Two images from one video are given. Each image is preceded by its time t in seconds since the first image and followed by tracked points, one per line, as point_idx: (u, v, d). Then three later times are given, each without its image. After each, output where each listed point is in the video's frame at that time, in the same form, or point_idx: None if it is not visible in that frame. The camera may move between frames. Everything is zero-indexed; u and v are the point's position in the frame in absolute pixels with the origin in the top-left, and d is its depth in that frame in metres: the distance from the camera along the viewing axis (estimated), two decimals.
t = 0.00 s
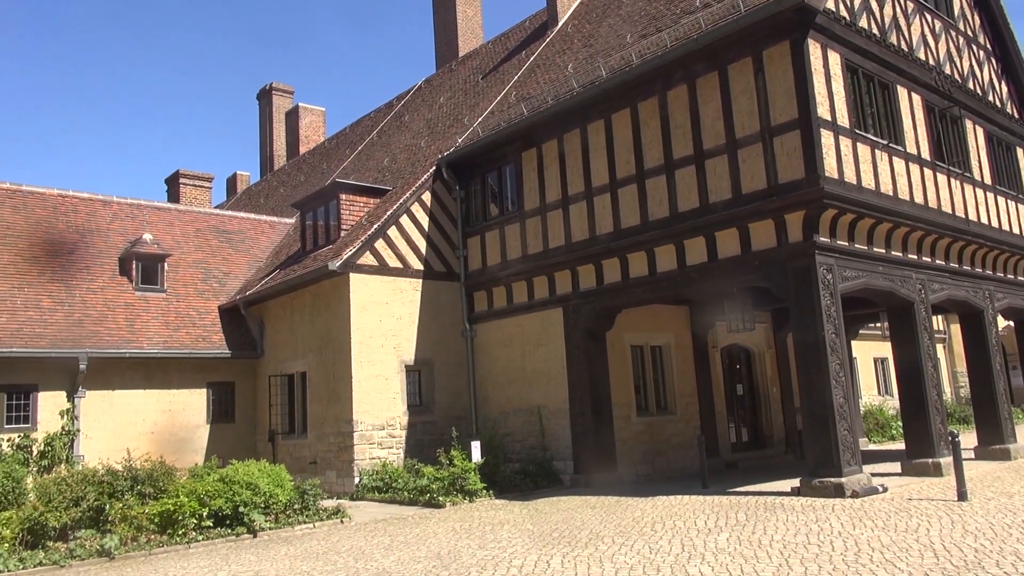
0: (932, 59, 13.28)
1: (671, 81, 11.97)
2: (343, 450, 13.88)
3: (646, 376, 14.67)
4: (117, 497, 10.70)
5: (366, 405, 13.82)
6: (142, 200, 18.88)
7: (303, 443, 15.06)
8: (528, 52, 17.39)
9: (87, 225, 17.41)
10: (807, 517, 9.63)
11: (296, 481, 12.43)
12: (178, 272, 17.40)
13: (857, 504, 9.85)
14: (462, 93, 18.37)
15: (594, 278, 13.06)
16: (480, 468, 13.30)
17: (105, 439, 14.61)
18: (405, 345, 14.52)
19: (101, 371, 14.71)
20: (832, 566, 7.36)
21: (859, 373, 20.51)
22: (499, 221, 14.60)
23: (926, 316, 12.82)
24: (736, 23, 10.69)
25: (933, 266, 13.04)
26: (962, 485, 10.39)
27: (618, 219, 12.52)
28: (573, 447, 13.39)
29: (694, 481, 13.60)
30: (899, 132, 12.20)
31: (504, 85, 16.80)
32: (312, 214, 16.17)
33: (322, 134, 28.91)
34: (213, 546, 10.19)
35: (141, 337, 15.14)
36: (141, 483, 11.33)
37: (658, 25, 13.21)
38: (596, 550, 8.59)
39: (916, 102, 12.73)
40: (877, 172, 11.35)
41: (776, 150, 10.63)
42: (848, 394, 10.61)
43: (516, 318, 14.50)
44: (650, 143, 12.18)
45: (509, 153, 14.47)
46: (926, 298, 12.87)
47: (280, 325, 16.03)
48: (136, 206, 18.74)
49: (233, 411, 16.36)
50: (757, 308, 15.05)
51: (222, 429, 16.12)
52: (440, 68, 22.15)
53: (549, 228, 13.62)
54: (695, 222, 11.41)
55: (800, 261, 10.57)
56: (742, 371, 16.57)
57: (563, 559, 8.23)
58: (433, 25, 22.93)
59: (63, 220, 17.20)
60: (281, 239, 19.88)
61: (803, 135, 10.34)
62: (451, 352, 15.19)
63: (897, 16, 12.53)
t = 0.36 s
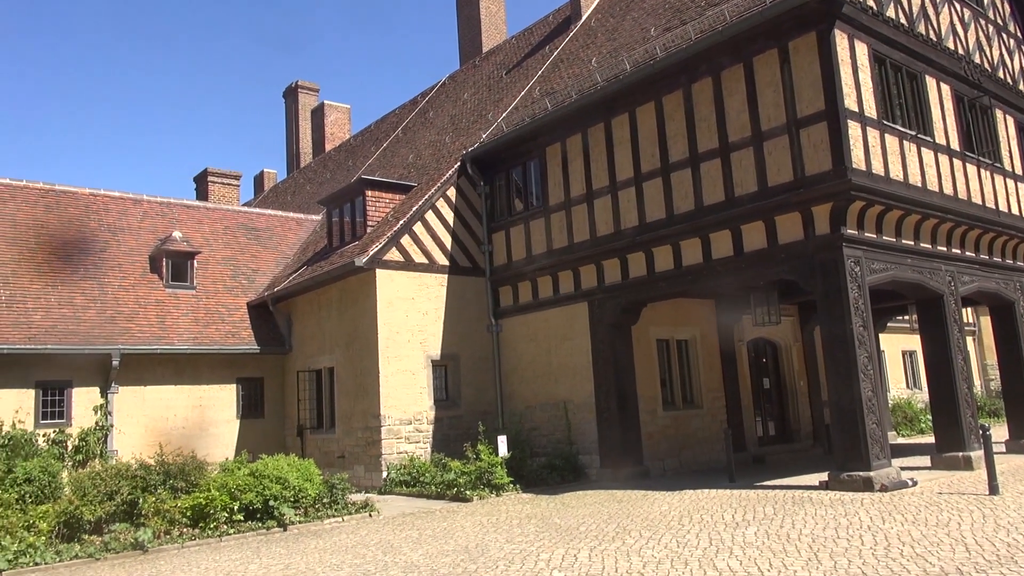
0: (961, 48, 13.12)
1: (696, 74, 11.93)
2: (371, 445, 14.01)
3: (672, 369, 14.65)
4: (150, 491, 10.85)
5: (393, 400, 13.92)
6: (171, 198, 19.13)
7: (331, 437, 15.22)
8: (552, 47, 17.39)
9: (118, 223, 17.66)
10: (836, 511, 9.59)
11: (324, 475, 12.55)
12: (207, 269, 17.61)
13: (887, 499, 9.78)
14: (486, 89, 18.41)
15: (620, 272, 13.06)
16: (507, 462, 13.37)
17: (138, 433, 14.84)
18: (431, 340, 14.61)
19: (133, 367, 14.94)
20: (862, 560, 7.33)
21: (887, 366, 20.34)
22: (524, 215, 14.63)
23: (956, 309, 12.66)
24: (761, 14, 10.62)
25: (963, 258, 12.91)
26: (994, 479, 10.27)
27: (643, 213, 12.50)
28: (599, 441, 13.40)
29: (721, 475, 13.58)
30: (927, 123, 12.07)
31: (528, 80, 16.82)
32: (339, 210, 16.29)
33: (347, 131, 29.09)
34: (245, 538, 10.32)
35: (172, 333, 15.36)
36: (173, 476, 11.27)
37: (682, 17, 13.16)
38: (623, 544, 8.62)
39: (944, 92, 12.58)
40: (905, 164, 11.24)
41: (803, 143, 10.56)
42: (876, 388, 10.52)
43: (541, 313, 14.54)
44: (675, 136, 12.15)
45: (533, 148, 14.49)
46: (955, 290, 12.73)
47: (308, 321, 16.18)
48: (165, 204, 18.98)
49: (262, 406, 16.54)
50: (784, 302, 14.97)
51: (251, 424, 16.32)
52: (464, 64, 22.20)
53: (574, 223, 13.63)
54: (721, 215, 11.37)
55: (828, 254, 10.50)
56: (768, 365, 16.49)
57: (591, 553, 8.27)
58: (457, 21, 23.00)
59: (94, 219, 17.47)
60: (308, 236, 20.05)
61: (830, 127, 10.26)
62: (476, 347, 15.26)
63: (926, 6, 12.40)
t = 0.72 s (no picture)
0: (996, 33, 12.86)
1: (723, 64, 11.84)
2: (402, 438, 14.14)
3: (702, 362, 14.59)
4: (186, 484, 10.89)
5: (423, 394, 14.04)
6: (204, 196, 19.40)
7: (362, 431, 15.38)
8: (578, 40, 17.35)
9: (152, 222, 17.97)
10: (870, 503, 9.49)
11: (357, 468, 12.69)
12: (239, 266, 17.86)
13: (922, 492, 9.66)
14: (512, 83, 18.41)
15: (648, 265, 13.01)
16: (536, 455, 13.42)
17: (174, 428, 15.13)
18: (460, 334, 14.70)
19: (169, 362, 15.22)
20: (897, 553, 7.27)
21: (921, 358, 20.04)
22: (551, 209, 14.63)
23: (992, 299, 12.45)
24: (790, 3, 10.50)
25: (1000, 247, 12.68)
26: None
27: (672, 205, 12.44)
28: (629, 434, 13.37)
29: (752, 468, 13.51)
30: (962, 110, 11.86)
31: (554, 73, 16.80)
32: (368, 206, 16.43)
33: (374, 128, 29.27)
34: (280, 530, 10.47)
35: (206, 328, 15.62)
36: (208, 469, 11.47)
37: (709, 7, 13.06)
38: (655, 537, 8.61)
39: (979, 79, 12.35)
40: (939, 152, 11.06)
41: (834, 132, 10.43)
42: (911, 380, 10.39)
43: (570, 306, 14.55)
44: (703, 127, 12.07)
45: (560, 142, 14.48)
46: (992, 280, 12.51)
47: (338, 317, 16.35)
48: (198, 202, 19.27)
49: (295, 400, 16.76)
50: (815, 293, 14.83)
51: (284, 417, 16.53)
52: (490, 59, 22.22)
53: (602, 216, 13.60)
54: (751, 206, 11.28)
55: (860, 244, 10.38)
56: (799, 357, 16.36)
57: (622, 545, 8.27)
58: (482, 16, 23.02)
59: (129, 217, 17.79)
60: (337, 232, 20.23)
61: (862, 115, 10.12)
62: (505, 340, 15.33)
63: None
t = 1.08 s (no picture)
0: None
1: (756, 53, 11.65)
2: (435, 431, 14.27)
3: (737, 354, 14.43)
4: (225, 476, 11.11)
5: (455, 386, 14.15)
6: (239, 193, 19.73)
7: (395, 423, 15.55)
8: (607, 31, 17.23)
9: (190, 218, 18.33)
10: (911, 499, 9.28)
11: (390, 460, 12.80)
12: (274, 261, 18.15)
13: (964, 487, 9.40)
14: (542, 76, 18.36)
15: (681, 256, 12.88)
16: (569, 447, 13.42)
17: (214, 420, 15.45)
18: (492, 328, 14.77)
19: (208, 356, 15.56)
20: (940, 550, 7.09)
21: (963, 349, 19.57)
22: (582, 201, 14.56)
23: None
24: None
25: None
26: None
27: (704, 196, 12.29)
28: (663, 427, 13.27)
29: (789, 461, 13.33)
30: (1004, 95, 11.50)
31: (583, 65, 16.71)
32: (399, 200, 16.56)
33: (406, 123, 29.43)
34: (316, 521, 10.64)
35: (243, 323, 15.93)
36: (246, 461, 11.51)
37: None
38: (689, 531, 8.52)
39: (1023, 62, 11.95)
40: (981, 138, 10.74)
41: (871, 119, 10.18)
42: (952, 372, 10.15)
43: (602, 299, 14.49)
44: (735, 116, 11.89)
45: (591, 133, 14.40)
46: None
47: (370, 311, 16.53)
48: (233, 199, 19.60)
49: (330, 393, 17.00)
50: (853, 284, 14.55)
51: (319, 410, 16.79)
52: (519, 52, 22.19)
53: (633, 208, 13.49)
54: (785, 196, 11.09)
55: (899, 234, 10.14)
56: (836, 349, 16.11)
57: (655, 539, 8.19)
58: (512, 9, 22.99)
59: (168, 214, 18.18)
60: (369, 227, 20.43)
61: (900, 102, 9.86)
62: (538, 333, 15.35)
63: None
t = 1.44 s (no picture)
0: None
1: (794, 38, 11.45)
2: (470, 421, 14.36)
3: (774, 344, 14.27)
4: (263, 465, 11.20)
5: (490, 376, 14.22)
6: (276, 185, 19.99)
7: (431, 413, 15.68)
8: (641, 19, 17.07)
9: (228, 211, 18.62)
10: (954, 491, 9.10)
11: (426, 450, 12.88)
12: (311, 253, 18.37)
13: (1010, 480, 9.18)
14: (575, 65, 18.26)
15: (716, 246, 12.75)
16: (603, 438, 13.40)
17: (253, 410, 15.71)
18: (526, 318, 14.80)
19: (247, 347, 15.82)
20: (984, 543, 6.95)
21: (1009, 339, 19.10)
22: (616, 191, 14.48)
23: None
24: None
25: None
26: None
27: (740, 184, 12.14)
28: (699, 418, 13.18)
29: (828, 453, 13.16)
30: None
31: (617, 53, 16.58)
32: (433, 192, 16.63)
33: (439, 114, 29.51)
34: (353, 509, 10.78)
35: (280, 314, 16.17)
36: (285, 450, 11.60)
37: None
38: (725, 522, 8.46)
39: None
40: None
41: (913, 104, 9.94)
42: (998, 362, 9.92)
43: (636, 289, 14.41)
44: (772, 103, 11.71)
45: (625, 122, 14.29)
46: None
47: (405, 302, 16.66)
48: (270, 191, 19.86)
49: (366, 383, 17.18)
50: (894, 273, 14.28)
51: (355, 400, 16.98)
52: (552, 41, 22.09)
53: (667, 197, 13.38)
54: (823, 184, 10.91)
55: (942, 221, 9.91)
56: (876, 339, 15.85)
57: (692, 529, 8.15)
58: None
59: (207, 208, 18.49)
60: (404, 218, 20.56)
61: (943, 85, 9.61)
62: (572, 323, 15.35)
63: None
